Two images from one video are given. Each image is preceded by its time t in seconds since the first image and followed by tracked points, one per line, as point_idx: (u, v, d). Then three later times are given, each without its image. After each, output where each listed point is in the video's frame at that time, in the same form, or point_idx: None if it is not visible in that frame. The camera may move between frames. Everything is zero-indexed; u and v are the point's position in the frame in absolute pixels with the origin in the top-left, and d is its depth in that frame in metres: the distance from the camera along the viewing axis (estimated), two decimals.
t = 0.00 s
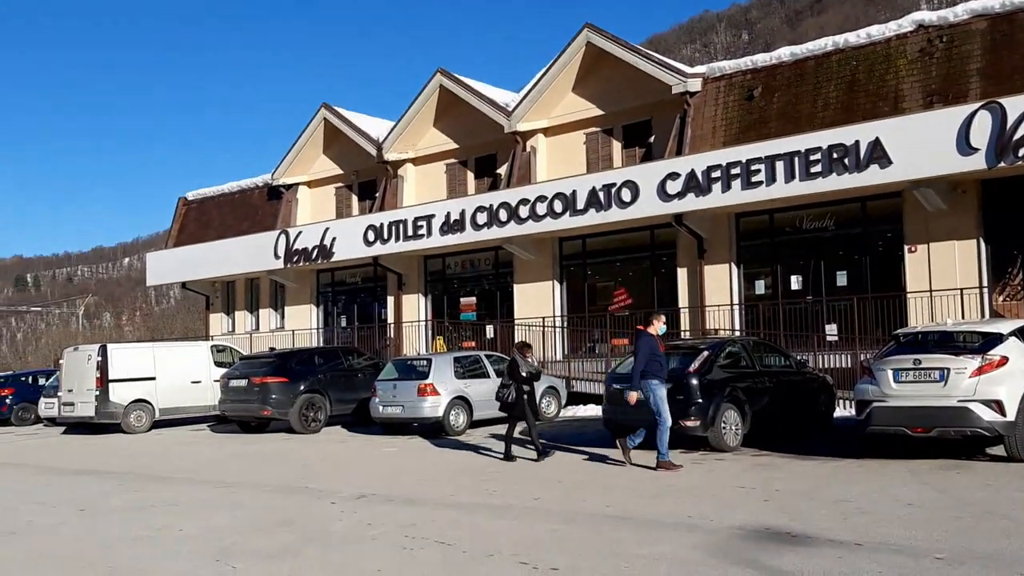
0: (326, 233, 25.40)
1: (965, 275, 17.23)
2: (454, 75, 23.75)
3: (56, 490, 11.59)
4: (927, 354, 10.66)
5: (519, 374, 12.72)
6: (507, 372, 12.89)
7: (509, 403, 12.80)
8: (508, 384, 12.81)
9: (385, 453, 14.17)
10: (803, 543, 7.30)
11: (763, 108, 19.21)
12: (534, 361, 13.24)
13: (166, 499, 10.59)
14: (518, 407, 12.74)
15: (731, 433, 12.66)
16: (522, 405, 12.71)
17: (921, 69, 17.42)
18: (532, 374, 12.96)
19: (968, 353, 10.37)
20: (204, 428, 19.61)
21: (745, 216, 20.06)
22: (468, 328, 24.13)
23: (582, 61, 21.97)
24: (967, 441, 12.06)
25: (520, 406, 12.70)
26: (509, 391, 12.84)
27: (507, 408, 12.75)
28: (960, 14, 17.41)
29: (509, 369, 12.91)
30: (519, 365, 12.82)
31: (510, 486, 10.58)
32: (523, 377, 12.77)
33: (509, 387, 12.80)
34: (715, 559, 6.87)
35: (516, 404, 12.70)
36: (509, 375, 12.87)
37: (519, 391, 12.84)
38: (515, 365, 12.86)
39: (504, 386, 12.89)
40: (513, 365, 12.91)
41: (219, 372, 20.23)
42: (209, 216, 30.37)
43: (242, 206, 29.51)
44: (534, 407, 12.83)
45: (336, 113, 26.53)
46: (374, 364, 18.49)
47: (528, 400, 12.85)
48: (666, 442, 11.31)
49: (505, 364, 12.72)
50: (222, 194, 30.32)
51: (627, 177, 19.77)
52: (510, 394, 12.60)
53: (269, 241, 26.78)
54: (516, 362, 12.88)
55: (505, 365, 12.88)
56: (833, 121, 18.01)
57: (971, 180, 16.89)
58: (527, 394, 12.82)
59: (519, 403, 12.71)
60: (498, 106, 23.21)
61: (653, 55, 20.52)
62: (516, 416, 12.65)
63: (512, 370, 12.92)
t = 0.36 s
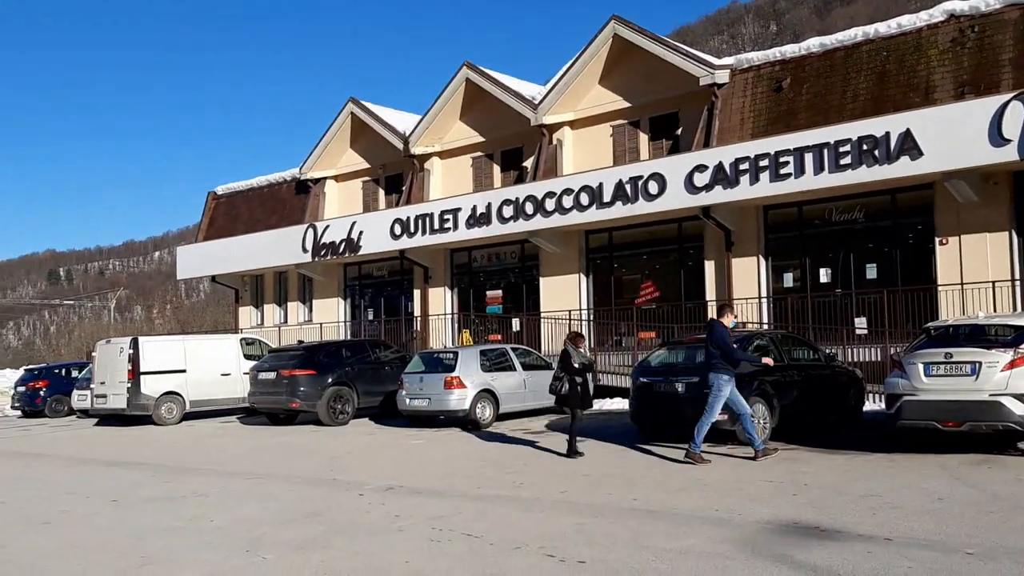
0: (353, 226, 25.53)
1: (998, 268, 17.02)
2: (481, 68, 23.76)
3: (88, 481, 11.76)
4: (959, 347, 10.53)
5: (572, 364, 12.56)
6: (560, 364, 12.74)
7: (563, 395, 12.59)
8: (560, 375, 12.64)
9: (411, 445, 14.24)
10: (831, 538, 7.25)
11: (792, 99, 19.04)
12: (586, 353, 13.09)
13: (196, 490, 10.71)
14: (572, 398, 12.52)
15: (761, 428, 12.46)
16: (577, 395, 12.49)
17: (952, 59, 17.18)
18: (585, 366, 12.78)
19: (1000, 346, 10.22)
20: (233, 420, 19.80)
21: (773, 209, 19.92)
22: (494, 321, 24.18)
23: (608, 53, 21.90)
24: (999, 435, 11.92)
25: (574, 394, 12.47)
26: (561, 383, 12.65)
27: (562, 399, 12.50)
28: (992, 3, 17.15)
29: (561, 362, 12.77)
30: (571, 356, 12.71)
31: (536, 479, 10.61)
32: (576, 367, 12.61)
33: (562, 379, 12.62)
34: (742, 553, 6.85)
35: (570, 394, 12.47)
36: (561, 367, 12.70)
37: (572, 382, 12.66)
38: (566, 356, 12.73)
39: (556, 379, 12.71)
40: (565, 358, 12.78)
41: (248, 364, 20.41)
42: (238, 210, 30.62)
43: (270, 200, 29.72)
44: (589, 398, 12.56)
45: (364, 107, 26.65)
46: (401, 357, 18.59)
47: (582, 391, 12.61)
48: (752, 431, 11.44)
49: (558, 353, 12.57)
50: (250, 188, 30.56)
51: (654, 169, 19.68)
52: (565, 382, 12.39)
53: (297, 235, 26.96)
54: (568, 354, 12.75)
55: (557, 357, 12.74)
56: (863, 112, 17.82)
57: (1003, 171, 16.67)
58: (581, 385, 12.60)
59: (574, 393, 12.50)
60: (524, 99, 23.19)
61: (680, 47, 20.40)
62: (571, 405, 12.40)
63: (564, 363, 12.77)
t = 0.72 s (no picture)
0: (376, 223, 25.63)
1: None
2: (502, 65, 23.76)
3: (115, 476, 11.89)
4: (986, 344, 10.43)
5: (623, 361, 12.35)
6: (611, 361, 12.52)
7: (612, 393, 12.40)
8: (611, 373, 12.43)
9: (434, 442, 14.28)
10: (857, 536, 7.20)
11: (816, 94, 18.90)
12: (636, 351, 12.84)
13: (221, 486, 10.80)
14: (623, 396, 12.33)
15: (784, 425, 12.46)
16: (628, 393, 12.29)
17: (979, 53, 16.97)
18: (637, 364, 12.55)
19: None
20: (257, 416, 19.95)
21: (797, 204, 19.80)
22: (516, 317, 24.20)
23: (631, 49, 21.83)
24: None
25: (625, 393, 12.28)
26: (611, 380, 12.44)
27: (612, 396, 12.33)
28: None
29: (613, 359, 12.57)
30: (623, 354, 12.49)
31: (559, 476, 10.61)
32: (628, 364, 12.41)
33: (612, 376, 12.42)
34: (766, 550, 6.82)
35: (621, 392, 12.28)
36: (612, 364, 12.50)
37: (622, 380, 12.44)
38: (618, 354, 12.50)
39: (606, 376, 12.51)
40: (617, 355, 12.57)
41: (272, 361, 20.56)
42: (262, 208, 30.82)
43: (294, 198, 29.89)
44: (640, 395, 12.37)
45: (386, 105, 26.74)
46: (424, 354, 18.65)
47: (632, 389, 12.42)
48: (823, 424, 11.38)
49: (608, 350, 12.35)
50: (274, 185, 30.75)
51: (676, 165, 19.61)
52: (615, 381, 12.16)
53: (321, 232, 27.10)
54: (618, 351, 12.53)
55: (608, 354, 12.52)
56: (888, 107, 17.66)
57: None
58: (632, 383, 12.40)
59: (625, 392, 12.30)
60: (546, 95, 23.16)
61: (702, 42, 20.29)
62: (623, 402, 12.22)
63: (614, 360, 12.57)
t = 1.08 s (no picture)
0: (392, 224, 25.71)
1: None
2: (518, 66, 23.78)
3: (135, 476, 11.99)
4: (1005, 344, 10.36)
5: (675, 363, 12.23)
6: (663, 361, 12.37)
7: (662, 395, 12.32)
8: (662, 373, 12.28)
9: (451, 442, 14.32)
10: (874, 538, 7.17)
11: (833, 94, 18.81)
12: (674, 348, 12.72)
13: (239, 485, 10.87)
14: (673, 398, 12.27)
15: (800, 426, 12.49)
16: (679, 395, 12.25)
17: (999, 51, 16.85)
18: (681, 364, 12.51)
19: None
20: (275, 417, 20.06)
21: (814, 204, 19.71)
22: (532, 318, 24.21)
23: (647, 49, 21.81)
24: None
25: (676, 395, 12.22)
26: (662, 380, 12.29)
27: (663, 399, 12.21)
28: None
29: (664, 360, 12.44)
30: (674, 354, 12.35)
31: (575, 476, 10.62)
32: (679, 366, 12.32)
33: (663, 378, 12.31)
34: (782, 552, 6.80)
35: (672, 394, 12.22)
36: (662, 365, 12.37)
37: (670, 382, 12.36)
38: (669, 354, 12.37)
39: (656, 377, 12.41)
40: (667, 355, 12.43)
41: (290, 361, 20.67)
42: (279, 209, 30.98)
43: (311, 199, 30.03)
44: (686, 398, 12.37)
45: (402, 106, 26.83)
46: (440, 354, 18.69)
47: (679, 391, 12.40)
48: (876, 423, 11.63)
49: (661, 352, 12.19)
50: (291, 187, 30.89)
51: (692, 165, 19.57)
52: (666, 384, 12.03)
53: (337, 233, 27.21)
54: (669, 351, 12.39)
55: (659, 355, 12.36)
56: (906, 106, 17.57)
57: None
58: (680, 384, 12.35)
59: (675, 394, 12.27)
60: (562, 96, 23.17)
61: (719, 42, 20.24)
62: (676, 405, 12.16)
63: (664, 360, 12.45)
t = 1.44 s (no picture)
0: (403, 227, 25.76)
1: None
2: (529, 69, 23.80)
3: (149, 477, 12.06)
4: (1019, 347, 10.30)
5: (717, 362, 12.03)
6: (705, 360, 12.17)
7: (706, 394, 12.05)
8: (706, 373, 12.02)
9: (462, 444, 14.33)
10: (886, 541, 7.15)
11: (844, 96, 18.76)
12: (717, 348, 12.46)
13: (251, 487, 10.91)
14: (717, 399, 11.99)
15: (812, 428, 12.45)
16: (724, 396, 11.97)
17: (1013, 52, 16.76)
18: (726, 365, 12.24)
19: None
20: (287, 419, 20.11)
21: (826, 206, 19.66)
22: (543, 320, 24.19)
23: (658, 51, 21.79)
24: None
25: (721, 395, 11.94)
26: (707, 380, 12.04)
27: (707, 400, 11.94)
28: None
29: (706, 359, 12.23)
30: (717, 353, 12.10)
31: (586, 479, 10.62)
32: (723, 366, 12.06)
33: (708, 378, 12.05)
34: (795, 554, 6.79)
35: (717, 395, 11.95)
36: (705, 364, 12.11)
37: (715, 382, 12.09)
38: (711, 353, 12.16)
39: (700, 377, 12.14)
40: (709, 354, 12.24)
41: (301, 363, 20.73)
42: (291, 212, 31.08)
43: (322, 202, 30.12)
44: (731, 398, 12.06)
45: (413, 109, 26.88)
46: (451, 356, 18.70)
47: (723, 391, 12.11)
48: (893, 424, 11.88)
49: (704, 352, 11.99)
50: (302, 190, 30.98)
51: (703, 168, 19.54)
52: (712, 383, 11.78)
53: (349, 235, 27.28)
54: (712, 350, 12.14)
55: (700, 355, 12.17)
56: (918, 107, 17.51)
57: None
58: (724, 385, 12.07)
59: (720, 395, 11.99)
60: (573, 98, 23.17)
61: (730, 44, 20.20)
62: (720, 406, 11.88)
63: (707, 359, 12.18)
